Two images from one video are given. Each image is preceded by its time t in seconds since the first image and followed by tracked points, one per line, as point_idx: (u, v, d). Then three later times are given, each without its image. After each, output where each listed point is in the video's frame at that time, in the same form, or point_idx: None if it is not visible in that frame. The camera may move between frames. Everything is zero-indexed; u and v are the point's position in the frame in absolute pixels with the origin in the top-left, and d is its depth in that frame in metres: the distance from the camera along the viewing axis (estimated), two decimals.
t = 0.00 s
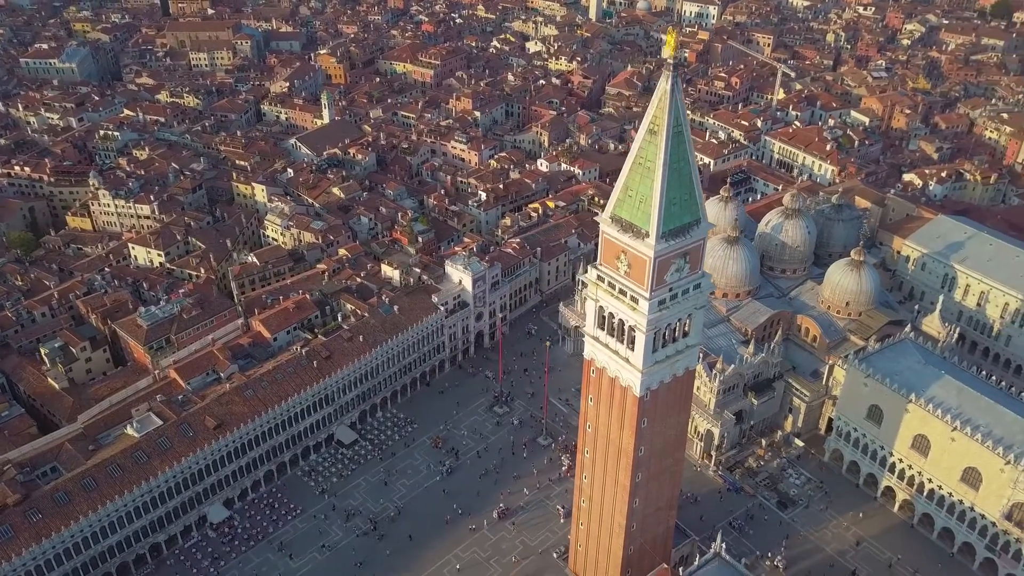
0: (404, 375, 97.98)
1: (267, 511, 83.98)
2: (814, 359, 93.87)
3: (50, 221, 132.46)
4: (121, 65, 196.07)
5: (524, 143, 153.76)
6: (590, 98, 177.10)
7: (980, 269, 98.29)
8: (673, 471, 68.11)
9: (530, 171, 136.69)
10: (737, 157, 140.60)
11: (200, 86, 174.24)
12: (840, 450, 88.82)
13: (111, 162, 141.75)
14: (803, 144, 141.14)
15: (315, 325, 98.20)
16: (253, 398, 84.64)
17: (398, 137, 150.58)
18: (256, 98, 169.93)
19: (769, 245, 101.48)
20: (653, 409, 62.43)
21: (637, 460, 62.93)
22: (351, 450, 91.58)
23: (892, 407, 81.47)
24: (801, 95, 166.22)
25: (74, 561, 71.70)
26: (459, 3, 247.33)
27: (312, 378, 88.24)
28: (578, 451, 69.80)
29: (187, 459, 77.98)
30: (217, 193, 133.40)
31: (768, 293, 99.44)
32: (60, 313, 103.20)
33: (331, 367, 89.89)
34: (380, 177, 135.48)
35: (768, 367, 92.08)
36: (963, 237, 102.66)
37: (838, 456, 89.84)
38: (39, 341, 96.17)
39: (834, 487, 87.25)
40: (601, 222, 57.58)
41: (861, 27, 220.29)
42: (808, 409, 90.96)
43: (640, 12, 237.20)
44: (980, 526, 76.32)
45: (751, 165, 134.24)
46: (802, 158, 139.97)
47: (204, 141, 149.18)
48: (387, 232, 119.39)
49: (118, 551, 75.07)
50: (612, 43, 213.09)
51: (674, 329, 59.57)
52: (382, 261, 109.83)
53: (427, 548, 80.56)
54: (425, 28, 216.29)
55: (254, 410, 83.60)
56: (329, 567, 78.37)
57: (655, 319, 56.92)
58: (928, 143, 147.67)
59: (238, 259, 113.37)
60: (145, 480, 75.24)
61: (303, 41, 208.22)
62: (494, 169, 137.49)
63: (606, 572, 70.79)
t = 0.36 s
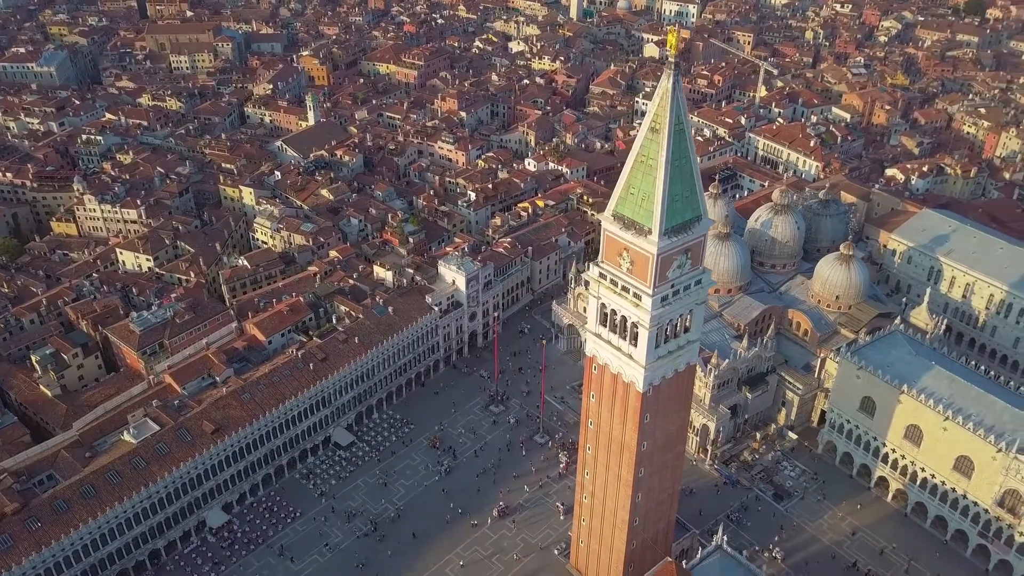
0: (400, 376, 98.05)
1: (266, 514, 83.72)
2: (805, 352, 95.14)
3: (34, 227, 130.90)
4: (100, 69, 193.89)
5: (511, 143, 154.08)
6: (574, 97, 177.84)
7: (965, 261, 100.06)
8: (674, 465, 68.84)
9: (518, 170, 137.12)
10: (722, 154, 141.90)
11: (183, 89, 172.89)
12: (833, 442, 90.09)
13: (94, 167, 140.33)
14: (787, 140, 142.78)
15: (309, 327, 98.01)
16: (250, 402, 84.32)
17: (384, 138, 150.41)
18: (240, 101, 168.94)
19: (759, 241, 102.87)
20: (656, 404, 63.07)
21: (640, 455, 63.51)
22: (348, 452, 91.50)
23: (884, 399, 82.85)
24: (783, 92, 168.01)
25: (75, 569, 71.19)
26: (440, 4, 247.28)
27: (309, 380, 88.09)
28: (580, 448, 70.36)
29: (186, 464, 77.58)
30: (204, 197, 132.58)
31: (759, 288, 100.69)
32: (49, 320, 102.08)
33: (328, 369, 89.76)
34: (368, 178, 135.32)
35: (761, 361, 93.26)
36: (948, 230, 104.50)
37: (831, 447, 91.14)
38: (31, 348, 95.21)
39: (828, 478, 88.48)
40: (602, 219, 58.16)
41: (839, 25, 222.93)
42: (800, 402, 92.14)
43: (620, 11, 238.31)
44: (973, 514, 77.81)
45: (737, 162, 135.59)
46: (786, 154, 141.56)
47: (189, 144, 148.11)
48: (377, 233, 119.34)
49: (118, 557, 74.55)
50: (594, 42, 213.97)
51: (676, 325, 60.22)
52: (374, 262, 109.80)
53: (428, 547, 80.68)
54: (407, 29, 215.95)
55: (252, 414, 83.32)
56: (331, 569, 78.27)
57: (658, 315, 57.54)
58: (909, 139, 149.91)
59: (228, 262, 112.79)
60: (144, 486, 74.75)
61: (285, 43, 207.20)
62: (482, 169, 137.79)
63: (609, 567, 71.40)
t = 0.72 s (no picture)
0: (396, 377, 98.10)
1: (266, 518, 83.45)
2: (798, 346, 96.36)
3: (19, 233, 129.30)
4: (81, 72, 191.84)
5: (499, 143, 154.34)
6: (560, 96, 178.52)
7: (951, 255, 101.70)
8: (676, 460, 69.49)
9: (507, 170, 137.51)
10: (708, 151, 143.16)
11: (166, 92, 171.56)
12: (827, 434, 91.26)
13: (79, 171, 138.91)
14: (773, 137, 144.31)
15: (305, 329, 97.85)
16: (248, 405, 84.06)
17: (372, 139, 150.21)
18: (224, 103, 167.97)
19: (750, 237, 104.09)
20: (659, 400, 63.66)
21: (645, 450, 64.09)
22: (346, 454, 91.42)
23: (878, 391, 84.09)
24: (767, 89, 169.72)
25: None
26: (422, 5, 247.13)
27: (306, 383, 87.91)
28: (583, 444, 70.86)
29: (186, 468, 77.23)
30: (192, 201, 131.71)
31: (751, 284, 101.87)
32: (39, 327, 100.95)
33: (325, 371, 89.63)
34: (357, 180, 135.13)
35: (755, 356, 94.32)
36: (934, 224, 106.09)
37: (825, 440, 92.33)
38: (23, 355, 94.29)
39: (824, 470, 89.63)
40: (605, 217, 58.68)
41: (819, 22, 225.36)
42: (794, 395, 93.23)
43: (602, 10, 239.42)
44: (967, 502, 79.17)
45: (723, 159, 136.89)
46: (772, 151, 143.10)
47: (175, 148, 147.05)
48: (368, 235, 119.30)
49: (118, 564, 74.00)
50: (577, 42, 214.80)
51: (679, 321, 60.89)
52: (367, 263, 109.72)
53: (430, 547, 80.82)
54: (390, 30, 215.65)
55: (251, 417, 83.06)
56: (333, 571, 78.17)
57: (662, 311, 58.15)
58: (891, 134, 152.05)
59: (220, 266, 112.24)
60: (144, 491, 74.31)
61: (267, 45, 206.19)
62: (471, 169, 138.05)
63: (613, 563, 71.93)
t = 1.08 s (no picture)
0: (393, 379, 98.13)
1: (268, 521, 83.19)
2: (791, 340, 97.48)
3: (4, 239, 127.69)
4: (61, 76, 189.74)
5: (487, 143, 154.51)
6: (546, 96, 179.08)
7: (939, 248, 103.40)
8: (679, 455, 70.15)
9: (497, 170, 137.80)
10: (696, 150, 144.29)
11: (150, 95, 170.16)
12: (822, 427, 92.43)
13: (64, 176, 137.50)
14: (759, 134, 145.72)
15: (301, 332, 97.67)
16: (248, 409, 83.76)
17: (360, 140, 149.96)
18: (209, 106, 166.96)
19: (742, 234, 105.33)
20: (662, 396, 64.25)
21: (649, 446, 64.66)
22: (346, 456, 91.32)
23: (872, 383, 85.32)
24: (751, 87, 171.36)
25: None
26: (404, 6, 246.89)
27: (305, 386, 87.71)
28: (586, 441, 71.35)
29: (186, 474, 76.79)
30: (180, 205, 130.82)
31: (744, 280, 103.00)
32: (30, 333, 99.78)
33: (323, 374, 89.48)
34: (346, 181, 134.89)
35: (750, 351, 95.34)
36: (921, 218, 107.87)
37: (820, 433, 93.47)
38: (15, 362, 93.30)
39: (819, 463, 90.75)
40: (608, 215, 59.24)
41: (799, 20, 227.68)
42: (789, 389, 94.22)
43: (585, 9, 240.37)
44: (961, 491, 80.55)
45: (711, 157, 138.03)
46: (759, 148, 144.52)
47: (161, 151, 145.95)
48: (361, 236, 119.21)
49: (120, 571, 73.51)
50: (561, 41, 215.52)
51: (682, 317, 61.52)
52: (361, 265, 109.59)
53: (433, 547, 80.94)
54: (374, 31, 215.28)
55: (251, 420, 82.77)
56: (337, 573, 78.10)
57: (667, 308, 58.76)
58: (875, 131, 153.97)
59: (213, 269, 111.72)
60: (145, 497, 73.83)
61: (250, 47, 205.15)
62: (461, 169, 138.24)
63: (616, 558, 72.48)
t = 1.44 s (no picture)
0: (390, 380, 98.19)
1: (268, 525, 82.93)
2: (784, 335, 98.65)
3: None
4: (41, 80, 187.52)
5: (475, 143, 154.74)
6: (532, 95, 179.67)
7: (926, 242, 105.02)
8: (680, 450, 70.83)
9: (486, 170, 138.14)
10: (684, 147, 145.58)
11: (132, 98, 168.67)
12: (816, 420, 93.62)
13: (49, 181, 136.06)
14: (745, 132, 147.22)
15: (296, 335, 97.47)
16: (246, 413, 83.48)
17: (348, 142, 149.73)
18: (194, 109, 165.92)
19: (734, 231, 106.50)
20: (665, 392, 64.87)
21: (653, 441, 65.24)
22: (344, 458, 91.22)
23: (865, 376, 86.58)
24: (734, 85, 173.03)
25: None
26: (386, 7, 246.52)
27: (303, 388, 87.55)
28: (588, 438, 71.85)
29: (187, 478, 76.42)
30: (168, 209, 129.90)
31: (736, 277, 104.13)
32: (20, 340, 98.67)
33: (321, 376, 89.37)
34: (336, 183, 134.67)
35: (744, 346, 96.45)
36: (908, 213, 109.60)
37: (814, 426, 94.68)
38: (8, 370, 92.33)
39: (814, 455, 91.92)
40: (611, 213, 59.87)
41: (780, 19, 229.96)
42: (782, 382, 95.32)
43: (567, 9, 241.26)
44: (954, 480, 81.99)
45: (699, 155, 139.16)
46: (745, 145, 145.94)
47: (146, 155, 144.82)
48: (352, 238, 119.16)
49: None
50: (544, 41, 216.23)
51: (684, 314, 62.19)
52: (354, 267, 109.50)
53: (435, 548, 81.04)
54: (357, 32, 214.72)
55: (250, 424, 82.50)
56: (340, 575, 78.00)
57: (670, 305, 59.38)
58: (858, 127, 156.00)
59: (205, 273, 111.19)
60: (147, 503, 73.40)
61: (233, 50, 203.99)
62: (450, 169, 138.48)
63: (619, 554, 73.03)
